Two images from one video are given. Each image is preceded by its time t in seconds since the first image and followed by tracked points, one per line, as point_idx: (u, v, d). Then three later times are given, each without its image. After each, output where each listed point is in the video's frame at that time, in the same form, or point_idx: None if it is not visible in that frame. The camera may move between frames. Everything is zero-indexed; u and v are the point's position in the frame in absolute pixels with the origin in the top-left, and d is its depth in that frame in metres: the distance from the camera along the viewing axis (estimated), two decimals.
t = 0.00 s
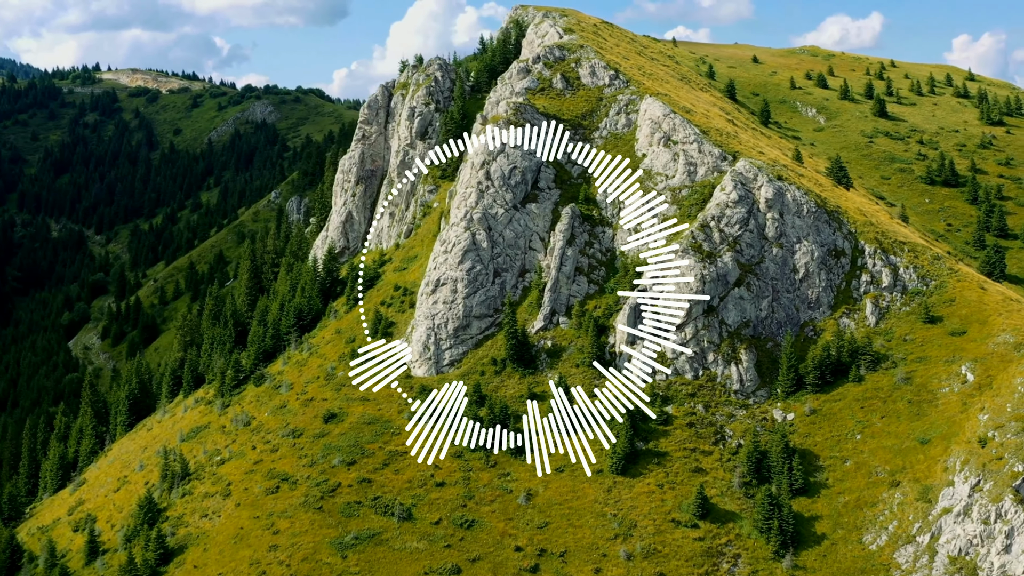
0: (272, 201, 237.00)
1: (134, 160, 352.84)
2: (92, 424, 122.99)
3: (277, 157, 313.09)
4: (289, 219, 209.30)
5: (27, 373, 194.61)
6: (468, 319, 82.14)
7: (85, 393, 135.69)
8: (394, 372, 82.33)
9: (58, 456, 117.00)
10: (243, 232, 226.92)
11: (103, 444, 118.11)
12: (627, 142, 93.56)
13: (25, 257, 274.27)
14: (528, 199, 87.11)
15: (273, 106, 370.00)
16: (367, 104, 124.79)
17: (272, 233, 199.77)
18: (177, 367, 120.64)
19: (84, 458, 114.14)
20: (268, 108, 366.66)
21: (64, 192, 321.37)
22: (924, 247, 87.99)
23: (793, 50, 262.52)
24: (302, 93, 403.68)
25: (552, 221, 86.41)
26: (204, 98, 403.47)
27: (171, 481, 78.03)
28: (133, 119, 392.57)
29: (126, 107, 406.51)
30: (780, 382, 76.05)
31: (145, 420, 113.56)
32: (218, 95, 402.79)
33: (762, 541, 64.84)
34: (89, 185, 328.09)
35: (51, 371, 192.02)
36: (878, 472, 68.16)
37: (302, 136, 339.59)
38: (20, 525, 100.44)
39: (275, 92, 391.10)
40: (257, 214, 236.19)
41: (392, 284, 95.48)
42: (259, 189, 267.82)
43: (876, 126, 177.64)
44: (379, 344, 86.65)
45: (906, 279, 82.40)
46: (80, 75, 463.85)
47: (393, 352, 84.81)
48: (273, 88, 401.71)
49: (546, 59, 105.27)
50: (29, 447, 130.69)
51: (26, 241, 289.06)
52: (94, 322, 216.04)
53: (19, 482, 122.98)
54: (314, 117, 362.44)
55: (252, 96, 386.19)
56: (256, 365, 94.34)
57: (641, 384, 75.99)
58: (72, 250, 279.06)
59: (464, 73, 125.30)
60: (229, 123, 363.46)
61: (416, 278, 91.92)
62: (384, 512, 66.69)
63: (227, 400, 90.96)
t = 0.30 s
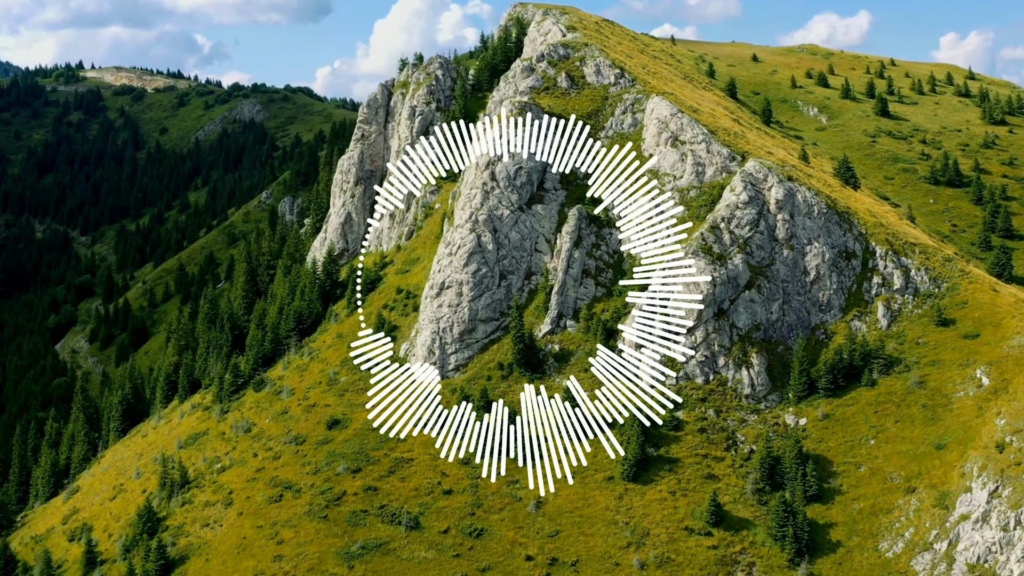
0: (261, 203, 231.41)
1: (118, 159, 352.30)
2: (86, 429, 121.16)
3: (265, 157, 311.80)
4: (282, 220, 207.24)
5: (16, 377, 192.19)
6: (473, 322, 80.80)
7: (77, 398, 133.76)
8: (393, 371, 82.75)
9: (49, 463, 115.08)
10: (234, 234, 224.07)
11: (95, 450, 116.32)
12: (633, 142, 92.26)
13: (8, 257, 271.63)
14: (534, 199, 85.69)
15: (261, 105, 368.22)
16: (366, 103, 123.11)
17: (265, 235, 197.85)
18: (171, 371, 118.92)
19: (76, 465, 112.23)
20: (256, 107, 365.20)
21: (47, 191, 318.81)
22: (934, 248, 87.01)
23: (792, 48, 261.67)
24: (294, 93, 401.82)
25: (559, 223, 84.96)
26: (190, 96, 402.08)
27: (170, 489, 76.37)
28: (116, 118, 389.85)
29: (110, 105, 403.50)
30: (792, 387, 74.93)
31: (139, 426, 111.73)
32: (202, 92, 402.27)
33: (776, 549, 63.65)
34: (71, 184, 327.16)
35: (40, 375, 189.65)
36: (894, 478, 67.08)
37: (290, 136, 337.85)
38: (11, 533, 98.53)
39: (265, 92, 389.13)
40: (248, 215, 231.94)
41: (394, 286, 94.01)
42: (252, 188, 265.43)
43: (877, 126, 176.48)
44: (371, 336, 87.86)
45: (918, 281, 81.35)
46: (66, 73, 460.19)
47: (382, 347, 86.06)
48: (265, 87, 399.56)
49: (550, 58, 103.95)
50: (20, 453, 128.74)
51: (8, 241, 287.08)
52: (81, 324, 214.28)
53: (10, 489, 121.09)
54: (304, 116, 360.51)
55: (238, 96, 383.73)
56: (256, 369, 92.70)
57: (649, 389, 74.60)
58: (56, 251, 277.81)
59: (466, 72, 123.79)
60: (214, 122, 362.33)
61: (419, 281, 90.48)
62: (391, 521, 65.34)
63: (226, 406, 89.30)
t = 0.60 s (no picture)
0: (257, 204, 232.09)
1: (112, 162, 350.05)
2: (86, 434, 120.12)
3: (258, 160, 310.53)
4: (277, 223, 206.26)
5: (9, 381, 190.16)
6: (479, 326, 80.51)
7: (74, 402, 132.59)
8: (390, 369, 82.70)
9: (47, 468, 114.00)
10: (229, 236, 222.55)
11: (96, 455, 115.36)
12: (637, 145, 92.29)
13: None
14: (539, 203, 85.59)
15: (251, 107, 366.94)
16: (368, 106, 122.70)
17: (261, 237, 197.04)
18: (173, 375, 118.22)
19: (77, 470, 111.21)
20: (247, 109, 363.68)
21: (40, 195, 315.90)
22: (937, 251, 87.44)
23: (785, 51, 263.12)
24: (286, 95, 400.68)
25: (564, 226, 84.84)
26: (181, 98, 400.43)
27: (176, 495, 75.71)
28: (109, 121, 387.28)
29: (101, 108, 401.06)
30: (799, 390, 75.08)
31: (140, 430, 110.85)
32: (195, 95, 400.64)
33: (786, 552, 63.65)
34: (65, 188, 324.10)
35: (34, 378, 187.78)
36: (902, 480, 67.29)
37: (282, 138, 337.02)
38: (10, 540, 97.38)
39: (255, 93, 387.90)
40: (242, 217, 229.76)
41: (398, 290, 93.67)
42: (247, 190, 264.39)
43: (874, 129, 177.54)
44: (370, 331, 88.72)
45: (922, 284, 81.76)
46: (54, 76, 456.87)
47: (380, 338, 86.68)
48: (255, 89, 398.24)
49: (553, 61, 103.88)
50: (17, 459, 127.44)
51: None
52: (75, 328, 212.27)
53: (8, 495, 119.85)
54: (295, 118, 359.57)
55: (232, 97, 382.69)
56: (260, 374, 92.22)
57: (657, 392, 74.72)
58: (49, 254, 274.22)
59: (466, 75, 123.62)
60: (207, 125, 360.65)
61: (424, 285, 90.23)
62: (401, 526, 64.99)
63: (230, 410, 88.70)
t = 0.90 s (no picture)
0: (251, 208, 226.45)
1: (100, 164, 347.81)
2: (81, 440, 118.57)
3: (249, 162, 308.71)
4: (271, 226, 204.73)
5: None
6: (485, 331, 79.65)
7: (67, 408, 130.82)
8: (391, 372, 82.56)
9: (42, 475, 112.39)
10: (221, 238, 219.97)
11: (92, 461, 113.79)
12: (642, 147, 91.68)
13: None
14: (545, 206, 84.81)
15: (242, 108, 365.18)
16: (368, 108, 121.69)
17: (255, 240, 195.67)
18: (171, 380, 116.87)
19: (72, 476, 109.53)
20: (237, 110, 361.85)
21: (26, 196, 313.83)
22: (944, 254, 87.06)
23: (781, 53, 263.46)
24: (275, 97, 399.50)
25: (570, 229, 84.04)
26: (171, 100, 398.88)
27: (178, 503, 74.47)
28: (95, 122, 384.43)
29: (89, 109, 398.33)
30: (808, 394, 74.54)
31: (137, 436, 109.39)
32: (184, 97, 399.87)
33: (799, 559, 62.92)
34: (51, 189, 322.72)
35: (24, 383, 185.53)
36: (914, 486, 66.75)
37: (273, 140, 335.56)
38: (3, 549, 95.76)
39: (248, 95, 386.24)
40: (235, 219, 227.17)
41: (402, 294, 92.77)
42: (238, 192, 262.32)
43: (872, 131, 177.49)
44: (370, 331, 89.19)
45: (930, 287, 81.37)
46: (41, 77, 453.41)
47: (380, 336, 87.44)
48: (245, 91, 396.78)
49: (557, 62, 103.09)
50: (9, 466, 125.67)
51: None
52: (66, 331, 210.08)
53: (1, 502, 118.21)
54: (285, 120, 358.43)
55: (220, 100, 381.36)
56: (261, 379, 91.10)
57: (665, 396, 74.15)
58: (37, 256, 271.83)
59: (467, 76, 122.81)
60: (196, 127, 358.16)
61: (428, 289, 89.40)
62: (409, 534, 64.03)
63: (231, 416, 87.42)
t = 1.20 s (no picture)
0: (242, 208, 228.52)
1: (89, 165, 345.28)
2: (77, 445, 117.19)
3: (242, 164, 307.07)
4: (266, 228, 203.43)
5: None
6: (492, 335, 78.91)
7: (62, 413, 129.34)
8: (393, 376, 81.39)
9: (39, 481, 110.98)
10: (215, 241, 217.95)
11: (89, 467, 112.43)
12: (647, 149, 91.17)
13: None
14: (550, 209, 84.14)
15: (233, 110, 363.68)
16: (369, 109, 120.75)
17: (250, 243, 194.45)
18: (171, 384, 115.62)
19: (70, 483, 108.14)
20: (228, 111, 360.04)
21: (15, 199, 311.63)
22: (951, 256, 86.81)
23: (777, 54, 263.90)
24: (265, 98, 397.68)
25: (576, 232, 83.40)
26: (161, 101, 397.24)
27: (181, 510, 73.42)
28: (85, 123, 381.49)
29: (78, 111, 395.52)
30: (817, 398, 74.11)
31: (135, 442, 108.06)
32: (175, 99, 398.60)
33: (811, 565, 62.20)
34: (42, 191, 320.97)
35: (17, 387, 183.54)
36: (925, 491, 66.33)
37: (265, 141, 334.11)
38: None
39: (240, 97, 384.62)
40: (228, 221, 225.56)
41: (405, 298, 91.99)
42: (231, 193, 260.53)
43: (870, 132, 177.58)
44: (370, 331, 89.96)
45: (938, 290, 81.14)
46: (29, 78, 449.85)
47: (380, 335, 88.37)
48: (235, 92, 395.10)
49: (561, 64, 102.54)
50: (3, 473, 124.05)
51: None
52: (59, 334, 208.15)
53: None
54: (276, 122, 357.31)
55: (211, 101, 379.56)
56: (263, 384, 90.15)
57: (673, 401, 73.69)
58: (27, 259, 269.40)
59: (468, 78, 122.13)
60: (187, 128, 355.89)
61: (433, 293, 88.68)
62: (418, 542, 63.18)
63: (234, 421, 86.35)
